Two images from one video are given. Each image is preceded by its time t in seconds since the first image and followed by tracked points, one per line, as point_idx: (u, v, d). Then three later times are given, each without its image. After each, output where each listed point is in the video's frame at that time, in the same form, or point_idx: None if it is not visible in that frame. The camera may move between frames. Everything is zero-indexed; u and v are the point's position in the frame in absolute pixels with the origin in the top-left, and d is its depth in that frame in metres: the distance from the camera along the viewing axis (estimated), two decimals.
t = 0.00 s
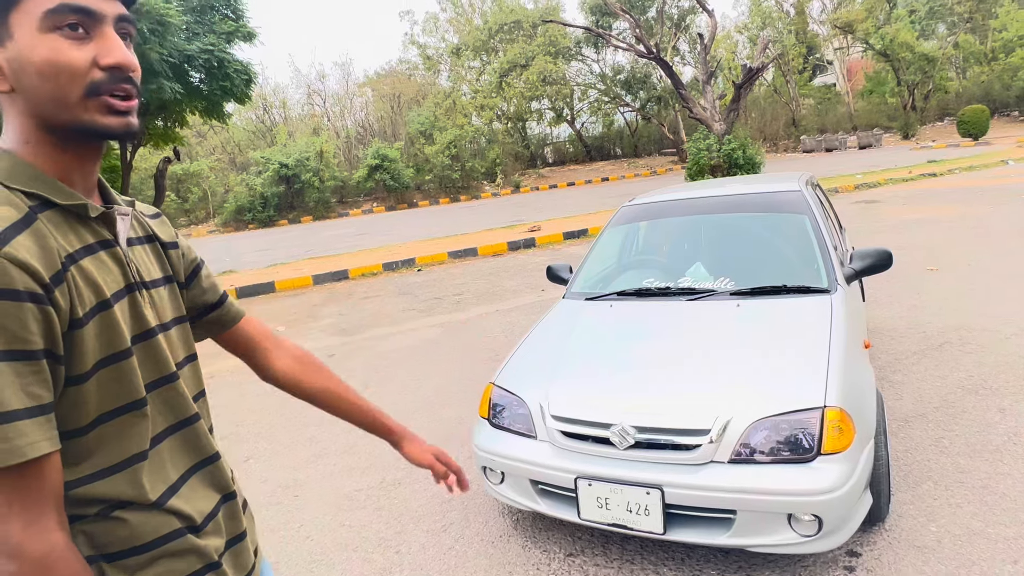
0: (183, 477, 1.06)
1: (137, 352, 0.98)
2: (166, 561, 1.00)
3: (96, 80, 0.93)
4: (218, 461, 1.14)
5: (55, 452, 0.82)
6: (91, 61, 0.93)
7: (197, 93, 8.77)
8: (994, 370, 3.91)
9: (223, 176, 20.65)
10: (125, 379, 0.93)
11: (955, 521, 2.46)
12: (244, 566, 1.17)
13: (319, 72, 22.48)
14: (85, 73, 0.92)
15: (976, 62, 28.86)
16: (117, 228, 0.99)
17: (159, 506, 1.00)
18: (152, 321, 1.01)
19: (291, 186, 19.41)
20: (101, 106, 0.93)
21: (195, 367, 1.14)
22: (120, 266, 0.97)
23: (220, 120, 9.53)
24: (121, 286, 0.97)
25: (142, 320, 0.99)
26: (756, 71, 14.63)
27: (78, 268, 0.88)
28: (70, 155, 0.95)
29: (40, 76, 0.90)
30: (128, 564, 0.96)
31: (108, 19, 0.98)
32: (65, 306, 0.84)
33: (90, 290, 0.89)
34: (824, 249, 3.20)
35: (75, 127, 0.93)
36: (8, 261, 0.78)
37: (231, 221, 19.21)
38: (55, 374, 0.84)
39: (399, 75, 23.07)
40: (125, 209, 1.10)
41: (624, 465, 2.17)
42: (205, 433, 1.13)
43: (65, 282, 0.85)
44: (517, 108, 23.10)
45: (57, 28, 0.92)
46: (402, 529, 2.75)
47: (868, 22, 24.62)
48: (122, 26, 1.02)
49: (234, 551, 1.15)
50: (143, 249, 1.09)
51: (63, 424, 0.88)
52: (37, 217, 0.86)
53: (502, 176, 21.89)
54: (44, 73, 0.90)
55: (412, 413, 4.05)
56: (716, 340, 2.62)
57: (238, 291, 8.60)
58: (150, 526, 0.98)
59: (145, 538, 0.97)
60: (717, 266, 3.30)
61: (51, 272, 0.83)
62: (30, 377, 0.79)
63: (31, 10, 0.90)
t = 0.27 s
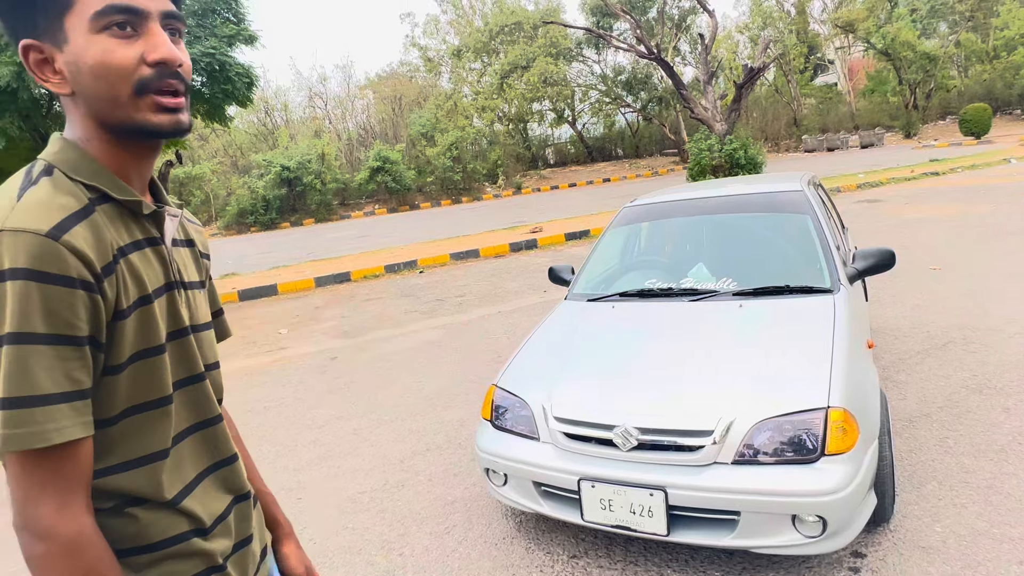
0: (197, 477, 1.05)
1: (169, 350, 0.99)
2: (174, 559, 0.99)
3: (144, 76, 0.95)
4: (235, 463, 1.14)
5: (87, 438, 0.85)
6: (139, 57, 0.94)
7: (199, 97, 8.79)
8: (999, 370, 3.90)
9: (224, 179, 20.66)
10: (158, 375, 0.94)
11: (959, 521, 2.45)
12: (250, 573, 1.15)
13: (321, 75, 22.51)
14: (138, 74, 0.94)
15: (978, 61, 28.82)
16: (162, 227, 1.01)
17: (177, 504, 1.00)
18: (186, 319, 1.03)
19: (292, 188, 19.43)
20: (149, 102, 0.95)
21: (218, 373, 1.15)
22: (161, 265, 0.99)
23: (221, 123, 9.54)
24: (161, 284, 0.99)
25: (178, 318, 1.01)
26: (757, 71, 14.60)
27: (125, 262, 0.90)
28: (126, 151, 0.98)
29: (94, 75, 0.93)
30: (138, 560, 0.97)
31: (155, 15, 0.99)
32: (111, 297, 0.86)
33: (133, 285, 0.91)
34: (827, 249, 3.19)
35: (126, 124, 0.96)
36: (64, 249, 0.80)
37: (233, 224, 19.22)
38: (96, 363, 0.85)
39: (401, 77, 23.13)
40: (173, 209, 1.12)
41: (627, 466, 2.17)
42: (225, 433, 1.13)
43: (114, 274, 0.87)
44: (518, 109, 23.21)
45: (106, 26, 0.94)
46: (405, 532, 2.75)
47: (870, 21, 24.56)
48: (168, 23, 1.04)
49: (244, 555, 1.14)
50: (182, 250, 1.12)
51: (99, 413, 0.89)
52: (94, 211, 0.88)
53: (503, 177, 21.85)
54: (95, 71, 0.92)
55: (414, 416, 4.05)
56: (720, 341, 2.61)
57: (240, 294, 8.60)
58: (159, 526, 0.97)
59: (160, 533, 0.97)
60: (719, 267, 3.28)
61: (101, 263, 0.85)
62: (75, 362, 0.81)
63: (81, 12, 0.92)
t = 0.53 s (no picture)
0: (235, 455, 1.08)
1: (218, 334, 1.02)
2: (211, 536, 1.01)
3: (195, 77, 0.99)
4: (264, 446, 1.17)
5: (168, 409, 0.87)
6: (190, 57, 0.98)
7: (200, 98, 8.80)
8: (1002, 370, 3.88)
9: (226, 181, 20.70)
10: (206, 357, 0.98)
11: (964, 522, 2.43)
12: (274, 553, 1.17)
13: (322, 77, 22.55)
14: (188, 72, 0.97)
15: (979, 60, 28.77)
16: (208, 217, 1.04)
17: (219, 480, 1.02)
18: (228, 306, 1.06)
19: (294, 190, 19.47)
20: (200, 101, 0.99)
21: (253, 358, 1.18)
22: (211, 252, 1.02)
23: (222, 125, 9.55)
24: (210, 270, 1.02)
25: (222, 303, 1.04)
26: (759, 72, 14.58)
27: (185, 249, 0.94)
28: (178, 148, 1.02)
29: (151, 74, 0.97)
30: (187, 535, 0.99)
31: (204, 17, 1.03)
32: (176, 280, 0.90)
33: (190, 270, 0.94)
34: (830, 249, 3.18)
35: (177, 120, 1.00)
36: (140, 234, 0.84)
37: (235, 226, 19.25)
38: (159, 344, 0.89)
39: (402, 79, 23.21)
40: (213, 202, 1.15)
41: (629, 467, 2.16)
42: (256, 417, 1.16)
43: (177, 258, 0.91)
44: (519, 111, 23.30)
45: (162, 28, 0.98)
46: (406, 533, 2.75)
47: (871, 21, 24.50)
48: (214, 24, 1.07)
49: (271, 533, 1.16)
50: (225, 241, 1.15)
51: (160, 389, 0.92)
52: (156, 200, 0.92)
53: (504, 179, 21.88)
54: (152, 70, 0.96)
55: (415, 417, 4.04)
56: (723, 342, 2.60)
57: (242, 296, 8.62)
58: (202, 503, 1.00)
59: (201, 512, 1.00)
60: (720, 267, 3.28)
61: (168, 246, 0.89)
62: (150, 338, 0.84)
63: (140, 15, 0.96)
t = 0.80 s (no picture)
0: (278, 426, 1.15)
1: (254, 312, 1.08)
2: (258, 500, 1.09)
3: (218, 79, 1.07)
4: (305, 419, 1.23)
5: (215, 373, 0.94)
6: (214, 61, 1.06)
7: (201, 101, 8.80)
8: (1002, 370, 3.88)
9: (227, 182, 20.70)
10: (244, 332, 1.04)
11: (964, 523, 2.43)
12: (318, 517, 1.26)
13: (322, 79, 22.57)
14: (212, 75, 1.05)
15: (980, 60, 28.74)
16: (238, 205, 1.11)
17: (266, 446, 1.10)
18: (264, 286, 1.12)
19: (294, 192, 19.47)
20: (224, 102, 1.07)
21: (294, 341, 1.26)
22: (242, 238, 1.08)
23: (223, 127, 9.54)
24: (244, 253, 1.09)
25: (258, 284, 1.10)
26: (759, 72, 14.54)
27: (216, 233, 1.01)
28: (208, 144, 1.11)
29: (180, 77, 1.05)
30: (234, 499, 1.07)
31: (229, 22, 1.10)
32: (207, 259, 0.98)
33: (220, 253, 1.01)
34: (829, 251, 3.18)
35: (205, 120, 1.08)
36: (166, 217, 0.92)
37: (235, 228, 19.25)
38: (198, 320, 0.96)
39: (402, 80, 23.29)
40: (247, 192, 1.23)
41: (630, 468, 2.15)
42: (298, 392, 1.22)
43: (206, 240, 0.99)
44: (519, 112, 23.32)
45: (189, 35, 1.06)
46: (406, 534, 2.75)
47: (872, 22, 24.47)
48: (242, 30, 1.15)
49: (310, 500, 1.24)
50: (262, 228, 1.22)
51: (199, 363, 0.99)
52: (184, 189, 1.00)
53: (505, 180, 21.88)
54: (180, 73, 1.05)
55: (415, 418, 4.05)
56: (724, 342, 2.59)
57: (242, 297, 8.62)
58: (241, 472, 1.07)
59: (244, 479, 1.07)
60: (720, 268, 3.27)
61: (196, 229, 0.97)
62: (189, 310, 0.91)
63: (170, 22, 1.05)
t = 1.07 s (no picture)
0: (309, 407, 1.25)
1: (279, 305, 1.18)
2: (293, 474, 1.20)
3: (251, 95, 1.21)
4: (338, 401, 1.32)
5: (232, 359, 1.05)
6: (248, 79, 1.20)
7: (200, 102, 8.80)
8: (1000, 370, 3.89)
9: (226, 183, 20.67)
10: (266, 323, 1.14)
11: (962, 523, 2.43)
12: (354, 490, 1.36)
13: (321, 80, 22.57)
14: (245, 89, 1.19)
15: (979, 61, 28.73)
16: (269, 206, 1.23)
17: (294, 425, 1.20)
18: (294, 281, 1.23)
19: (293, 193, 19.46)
20: (254, 115, 1.21)
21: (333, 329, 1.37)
22: (270, 235, 1.20)
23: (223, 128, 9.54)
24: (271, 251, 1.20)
25: (286, 279, 1.21)
26: (758, 73, 14.53)
27: (238, 234, 1.12)
28: (242, 152, 1.24)
29: (217, 94, 1.20)
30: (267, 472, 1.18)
31: (262, 44, 1.24)
32: (229, 256, 1.09)
33: (245, 250, 1.12)
34: (827, 252, 3.18)
35: (239, 129, 1.21)
36: (184, 221, 1.04)
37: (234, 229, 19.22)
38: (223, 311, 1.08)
39: (401, 81, 23.34)
40: (283, 193, 1.35)
41: (628, 469, 2.16)
42: (331, 375, 1.32)
43: (228, 239, 1.10)
44: (518, 113, 23.30)
45: (225, 56, 1.20)
46: (405, 535, 2.75)
47: (870, 22, 24.49)
48: (276, 49, 1.29)
49: (347, 476, 1.33)
50: (299, 226, 1.33)
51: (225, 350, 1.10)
52: (210, 195, 1.12)
53: (504, 181, 21.88)
54: (218, 90, 1.19)
55: (414, 419, 4.05)
56: (723, 343, 2.60)
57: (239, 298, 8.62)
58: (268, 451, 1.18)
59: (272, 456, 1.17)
60: (718, 268, 3.28)
61: (216, 230, 1.08)
62: (208, 303, 1.03)
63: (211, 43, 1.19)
